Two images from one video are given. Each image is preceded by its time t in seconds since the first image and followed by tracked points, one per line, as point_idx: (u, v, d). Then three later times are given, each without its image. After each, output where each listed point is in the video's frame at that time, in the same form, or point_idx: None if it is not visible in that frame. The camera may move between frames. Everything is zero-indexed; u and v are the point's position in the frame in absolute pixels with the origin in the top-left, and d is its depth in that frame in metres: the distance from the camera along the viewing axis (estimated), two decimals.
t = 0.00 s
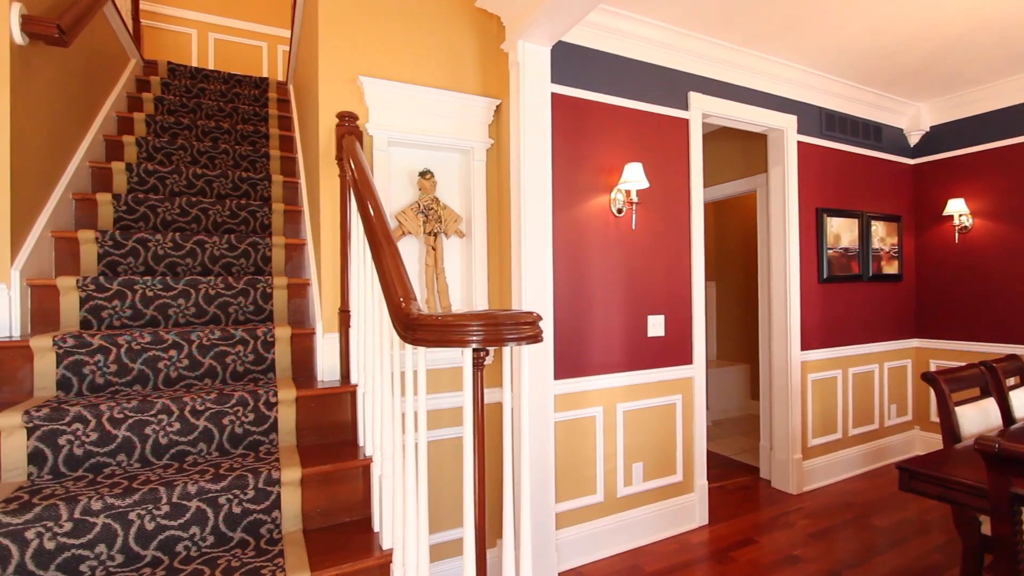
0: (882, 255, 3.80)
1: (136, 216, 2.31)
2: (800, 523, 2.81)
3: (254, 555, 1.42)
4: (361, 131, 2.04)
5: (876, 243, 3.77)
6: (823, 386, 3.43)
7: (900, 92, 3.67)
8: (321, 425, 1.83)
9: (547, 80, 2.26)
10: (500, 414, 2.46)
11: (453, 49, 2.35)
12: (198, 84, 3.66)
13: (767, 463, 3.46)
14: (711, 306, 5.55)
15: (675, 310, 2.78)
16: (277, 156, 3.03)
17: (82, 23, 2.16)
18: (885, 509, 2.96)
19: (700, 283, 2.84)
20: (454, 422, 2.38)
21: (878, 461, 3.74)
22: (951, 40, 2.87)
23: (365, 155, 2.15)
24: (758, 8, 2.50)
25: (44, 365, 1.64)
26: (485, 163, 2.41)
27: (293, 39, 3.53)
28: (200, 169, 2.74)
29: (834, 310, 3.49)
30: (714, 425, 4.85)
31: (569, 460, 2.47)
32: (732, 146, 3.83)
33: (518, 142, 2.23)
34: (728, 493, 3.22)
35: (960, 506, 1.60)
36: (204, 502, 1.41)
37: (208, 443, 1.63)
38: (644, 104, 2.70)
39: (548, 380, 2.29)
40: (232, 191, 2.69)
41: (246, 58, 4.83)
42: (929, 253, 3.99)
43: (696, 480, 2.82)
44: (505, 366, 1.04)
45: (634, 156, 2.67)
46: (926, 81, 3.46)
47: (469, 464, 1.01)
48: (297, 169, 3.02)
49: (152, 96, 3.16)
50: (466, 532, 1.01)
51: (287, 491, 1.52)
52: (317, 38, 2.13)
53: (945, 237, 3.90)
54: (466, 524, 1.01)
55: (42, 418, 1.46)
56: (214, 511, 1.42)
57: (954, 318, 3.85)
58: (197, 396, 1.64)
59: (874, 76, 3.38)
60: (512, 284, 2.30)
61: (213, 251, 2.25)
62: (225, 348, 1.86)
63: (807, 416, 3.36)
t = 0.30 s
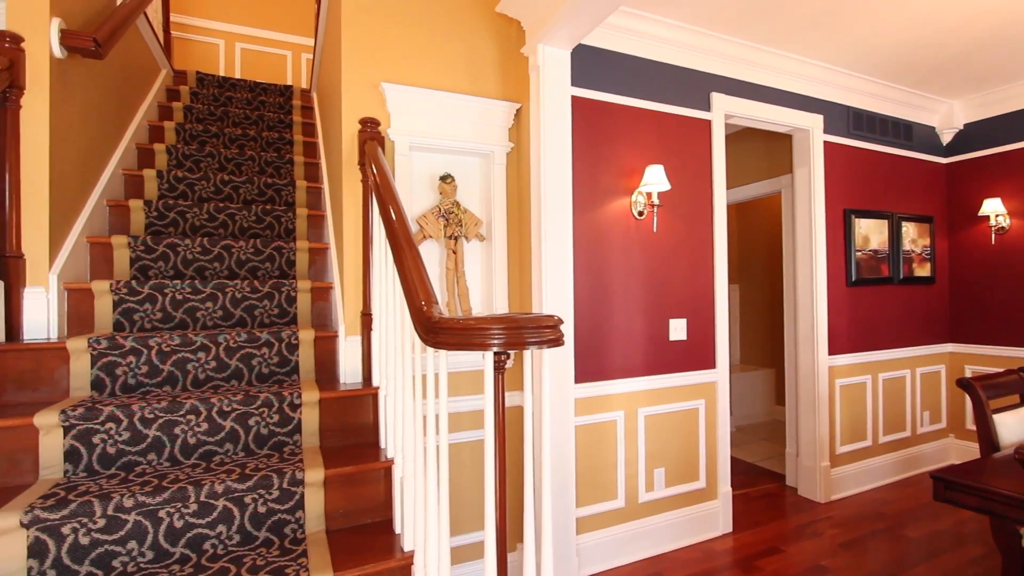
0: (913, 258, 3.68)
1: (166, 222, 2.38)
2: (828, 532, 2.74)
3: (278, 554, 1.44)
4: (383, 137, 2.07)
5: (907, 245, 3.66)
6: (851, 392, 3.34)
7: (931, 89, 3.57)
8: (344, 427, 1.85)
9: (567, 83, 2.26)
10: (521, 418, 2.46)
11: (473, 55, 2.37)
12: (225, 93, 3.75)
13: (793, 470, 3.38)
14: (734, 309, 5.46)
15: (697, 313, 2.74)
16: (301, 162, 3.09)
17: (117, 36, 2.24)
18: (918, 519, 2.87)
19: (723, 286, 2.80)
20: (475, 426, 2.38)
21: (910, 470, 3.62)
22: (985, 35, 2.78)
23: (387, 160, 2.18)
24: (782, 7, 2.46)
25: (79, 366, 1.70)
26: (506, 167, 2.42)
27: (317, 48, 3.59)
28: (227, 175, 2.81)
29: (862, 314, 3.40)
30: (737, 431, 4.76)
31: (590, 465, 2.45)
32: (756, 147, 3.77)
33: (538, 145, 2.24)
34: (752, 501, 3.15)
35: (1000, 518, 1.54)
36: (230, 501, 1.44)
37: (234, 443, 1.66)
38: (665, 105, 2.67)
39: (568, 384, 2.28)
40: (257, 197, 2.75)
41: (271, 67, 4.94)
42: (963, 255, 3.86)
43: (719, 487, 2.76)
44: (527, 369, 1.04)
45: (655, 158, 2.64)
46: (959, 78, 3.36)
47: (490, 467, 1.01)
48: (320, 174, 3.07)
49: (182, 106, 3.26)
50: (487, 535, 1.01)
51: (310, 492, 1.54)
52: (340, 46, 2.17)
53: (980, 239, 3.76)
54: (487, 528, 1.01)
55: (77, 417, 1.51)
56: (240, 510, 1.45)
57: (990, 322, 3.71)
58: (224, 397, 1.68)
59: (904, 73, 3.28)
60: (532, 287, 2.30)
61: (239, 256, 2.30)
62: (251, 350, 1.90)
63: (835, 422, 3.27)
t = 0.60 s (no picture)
0: (945, 260, 3.57)
1: (193, 227, 2.45)
2: (857, 543, 2.66)
3: (301, 555, 1.46)
4: (403, 143, 2.09)
5: (938, 247, 3.55)
6: (880, 399, 3.25)
7: (962, 87, 3.46)
8: (365, 430, 1.86)
9: (587, 87, 2.26)
10: (541, 422, 2.45)
11: (493, 60, 2.38)
12: (250, 102, 3.84)
13: (820, 478, 3.30)
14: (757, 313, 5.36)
15: (719, 318, 2.70)
16: (324, 168, 3.14)
17: (148, 48, 2.31)
18: (953, 532, 2.77)
19: (746, 289, 2.75)
20: (495, 430, 2.38)
21: (943, 480, 3.50)
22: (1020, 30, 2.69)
23: (407, 165, 2.20)
24: (805, 6, 2.42)
25: (112, 368, 1.75)
26: (525, 171, 2.42)
27: (338, 56, 3.66)
28: (252, 181, 2.87)
29: (891, 318, 3.30)
30: (761, 437, 4.66)
31: (611, 471, 2.42)
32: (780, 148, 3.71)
33: (557, 149, 2.23)
34: (777, 510, 3.08)
35: None
36: (254, 502, 1.47)
37: (258, 445, 1.69)
38: (685, 107, 2.65)
39: (588, 389, 2.27)
40: (281, 203, 2.81)
41: (294, 75, 5.04)
42: (998, 258, 3.73)
43: (743, 495, 2.71)
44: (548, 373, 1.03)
45: (676, 161, 2.62)
46: (992, 75, 3.25)
47: (511, 471, 1.00)
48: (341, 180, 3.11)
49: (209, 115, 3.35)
50: (508, 540, 1.01)
51: (332, 494, 1.56)
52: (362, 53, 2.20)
53: (1016, 240, 3.63)
54: (508, 534, 1.01)
55: (109, 418, 1.55)
56: (264, 511, 1.48)
57: None
58: (248, 400, 1.71)
59: (933, 71, 3.20)
60: (552, 291, 2.30)
61: (263, 260, 2.35)
62: (275, 353, 1.93)
63: (863, 430, 3.19)
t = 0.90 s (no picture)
0: (970, 262, 3.48)
1: (213, 232, 2.49)
2: (880, 552, 2.60)
3: (317, 556, 1.47)
4: (418, 147, 2.11)
5: (963, 249, 3.46)
6: (903, 404, 3.18)
7: (987, 85, 3.38)
8: (381, 433, 1.87)
9: (601, 90, 2.26)
10: (556, 426, 2.44)
11: (507, 64, 2.39)
12: (268, 108, 3.91)
13: (841, 485, 3.23)
14: (775, 316, 5.29)
15: (736, 321, 2.66)
16: (340, 173, 3.18)
17: (170, 57, 2.36)
18: (980, 542, 2.69)
19: (764, 292, 2.71)
20: (510, 434, 2.38)
21: (970, 488, 3.40)
22: None
23: (422, 169, 2.22)
24: (823, 5, 2.39)
25: (134, 370, 1.79)
26: (539, 174, 2.42)
27: (354, 62, 3.70)
28: (270, 186, 2.92)
29: (915, 322, 3.23)
30: (780, 443, 4.58)
31: (627, 475, 2.40)
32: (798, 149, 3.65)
33: (572, 152, 2.23)
34: (797, 517, 3.03)
35: None
36: (272, 503, 1.48)
37: (276, 446, 1.72)
38: (701, 109, 2.63)
39: (604, 393, 2.26)
40: (298, 208, 2.84)
41: (311, 82, 5.11)
42: None
43: (762, 501, 2.67)
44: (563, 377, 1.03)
45: (692, 163, 2.60)
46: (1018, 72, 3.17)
47: (526, 475, 1.00)
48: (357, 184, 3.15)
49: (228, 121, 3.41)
50: (523, 544, 1.00)
51: (348, 496, 1.57)
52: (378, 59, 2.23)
53: None
54: (523, 538, 1.01)
55: (132, 418, 1.58)
56: (282, 512, 1.49)
57: None
58: (266, 401, 1.73)
59: (957, 69, 3.13)
60: (567, 294, 2.29)
61: (281, 264, 2.38)
62: (292, 356, 1.95)
63: (886, 436, 3.12)
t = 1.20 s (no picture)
0: (1009, 264, 3.35)
1: (240, 237, 2.55)
2: (914, 564, 2.51)
3: (341, 557, 1.48)
4: (439, 152, 2.13)
5: (1001, 250, 3.33)
6: (938, 411, 3.07)
7: None
8: (403, 435, 1.89)
9: (622, 92, 2.25)
10: (578, 430, 2.43)
11: (528, 68, 2.39)
12: (293, 116, 3.99)
13: (872, 494, 3.14)
14: (801, 320, 5.17)
15: (761, 325, 2.61)
16: (362, 178, 3.22)
17: (199, 67, 2.43)
18: (1022, 556, 2.58)
19: (790, 295, 2.65)
20: (531, 438, 2.37)
21: (1010, 499, 3.26)
22: None
23: (444, 174, 2.23)
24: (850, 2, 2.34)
25: (165, 371, 1.84)
26: (560, 177, 2.42)
27: (377, 69, 3.76)
28: (294, 192, 2.98)
29: (949, 326, 3.12)
30: (807, 450, 4.48)
31: (650, 481, 2.37)
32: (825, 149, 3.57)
33: (593, 155, 2.22)
34: (826, 526, 2.95)
35: None
36: (297, 504, 1.50)
37: (301, 447, 1.74)
38: (724, 109, 2.59)
39: (626, 397, 2.24)
40: (322, 213, 2.89)
41: (334, 89, 5.20)
42: None
43: (789, 509, 2.61)
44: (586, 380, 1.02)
45: (714, 164, 2.56)
46: None
47: (548, 479, 1.00)
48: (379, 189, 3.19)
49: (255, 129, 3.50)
50: (545, 548, 1.00)
51: (371, 497, 1.58)
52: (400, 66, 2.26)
53: None
54: (545, 543, 1.00)
55: (162, 419, 1.62)
56: (306, 513, 1.51)
57: None
58: (291, 403, 1.76)
59: (993, 64, 3.02)
60: (588, 298, 2.28)
61: (305, 268, 2.42)
62: (316, 358, 1.98)
63: (919, 444, 3.02)
